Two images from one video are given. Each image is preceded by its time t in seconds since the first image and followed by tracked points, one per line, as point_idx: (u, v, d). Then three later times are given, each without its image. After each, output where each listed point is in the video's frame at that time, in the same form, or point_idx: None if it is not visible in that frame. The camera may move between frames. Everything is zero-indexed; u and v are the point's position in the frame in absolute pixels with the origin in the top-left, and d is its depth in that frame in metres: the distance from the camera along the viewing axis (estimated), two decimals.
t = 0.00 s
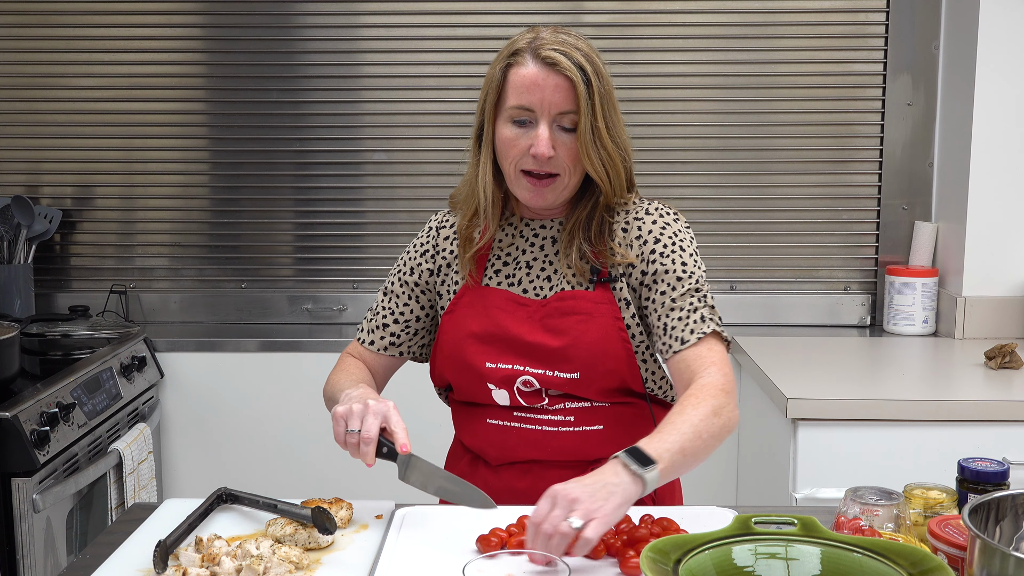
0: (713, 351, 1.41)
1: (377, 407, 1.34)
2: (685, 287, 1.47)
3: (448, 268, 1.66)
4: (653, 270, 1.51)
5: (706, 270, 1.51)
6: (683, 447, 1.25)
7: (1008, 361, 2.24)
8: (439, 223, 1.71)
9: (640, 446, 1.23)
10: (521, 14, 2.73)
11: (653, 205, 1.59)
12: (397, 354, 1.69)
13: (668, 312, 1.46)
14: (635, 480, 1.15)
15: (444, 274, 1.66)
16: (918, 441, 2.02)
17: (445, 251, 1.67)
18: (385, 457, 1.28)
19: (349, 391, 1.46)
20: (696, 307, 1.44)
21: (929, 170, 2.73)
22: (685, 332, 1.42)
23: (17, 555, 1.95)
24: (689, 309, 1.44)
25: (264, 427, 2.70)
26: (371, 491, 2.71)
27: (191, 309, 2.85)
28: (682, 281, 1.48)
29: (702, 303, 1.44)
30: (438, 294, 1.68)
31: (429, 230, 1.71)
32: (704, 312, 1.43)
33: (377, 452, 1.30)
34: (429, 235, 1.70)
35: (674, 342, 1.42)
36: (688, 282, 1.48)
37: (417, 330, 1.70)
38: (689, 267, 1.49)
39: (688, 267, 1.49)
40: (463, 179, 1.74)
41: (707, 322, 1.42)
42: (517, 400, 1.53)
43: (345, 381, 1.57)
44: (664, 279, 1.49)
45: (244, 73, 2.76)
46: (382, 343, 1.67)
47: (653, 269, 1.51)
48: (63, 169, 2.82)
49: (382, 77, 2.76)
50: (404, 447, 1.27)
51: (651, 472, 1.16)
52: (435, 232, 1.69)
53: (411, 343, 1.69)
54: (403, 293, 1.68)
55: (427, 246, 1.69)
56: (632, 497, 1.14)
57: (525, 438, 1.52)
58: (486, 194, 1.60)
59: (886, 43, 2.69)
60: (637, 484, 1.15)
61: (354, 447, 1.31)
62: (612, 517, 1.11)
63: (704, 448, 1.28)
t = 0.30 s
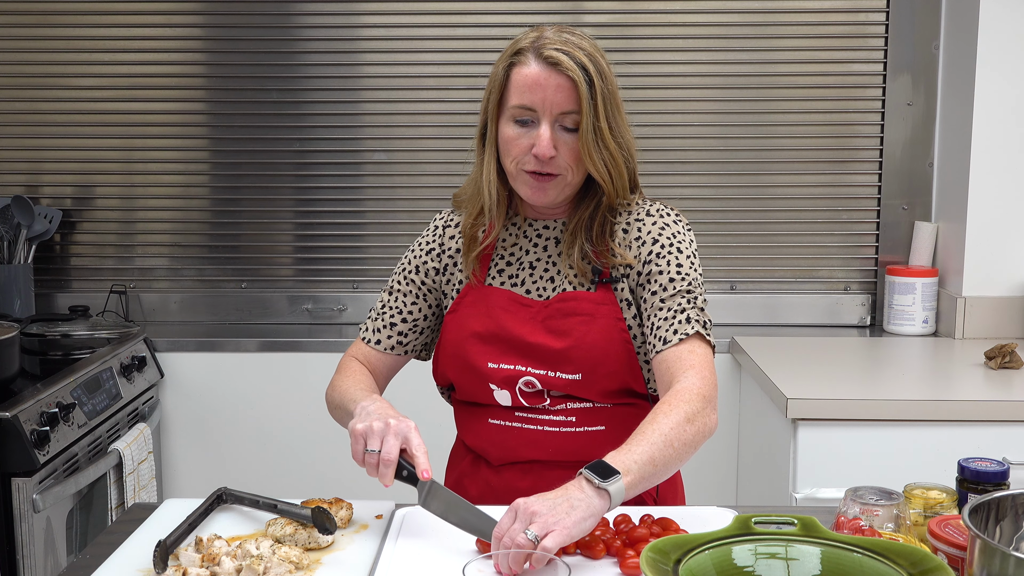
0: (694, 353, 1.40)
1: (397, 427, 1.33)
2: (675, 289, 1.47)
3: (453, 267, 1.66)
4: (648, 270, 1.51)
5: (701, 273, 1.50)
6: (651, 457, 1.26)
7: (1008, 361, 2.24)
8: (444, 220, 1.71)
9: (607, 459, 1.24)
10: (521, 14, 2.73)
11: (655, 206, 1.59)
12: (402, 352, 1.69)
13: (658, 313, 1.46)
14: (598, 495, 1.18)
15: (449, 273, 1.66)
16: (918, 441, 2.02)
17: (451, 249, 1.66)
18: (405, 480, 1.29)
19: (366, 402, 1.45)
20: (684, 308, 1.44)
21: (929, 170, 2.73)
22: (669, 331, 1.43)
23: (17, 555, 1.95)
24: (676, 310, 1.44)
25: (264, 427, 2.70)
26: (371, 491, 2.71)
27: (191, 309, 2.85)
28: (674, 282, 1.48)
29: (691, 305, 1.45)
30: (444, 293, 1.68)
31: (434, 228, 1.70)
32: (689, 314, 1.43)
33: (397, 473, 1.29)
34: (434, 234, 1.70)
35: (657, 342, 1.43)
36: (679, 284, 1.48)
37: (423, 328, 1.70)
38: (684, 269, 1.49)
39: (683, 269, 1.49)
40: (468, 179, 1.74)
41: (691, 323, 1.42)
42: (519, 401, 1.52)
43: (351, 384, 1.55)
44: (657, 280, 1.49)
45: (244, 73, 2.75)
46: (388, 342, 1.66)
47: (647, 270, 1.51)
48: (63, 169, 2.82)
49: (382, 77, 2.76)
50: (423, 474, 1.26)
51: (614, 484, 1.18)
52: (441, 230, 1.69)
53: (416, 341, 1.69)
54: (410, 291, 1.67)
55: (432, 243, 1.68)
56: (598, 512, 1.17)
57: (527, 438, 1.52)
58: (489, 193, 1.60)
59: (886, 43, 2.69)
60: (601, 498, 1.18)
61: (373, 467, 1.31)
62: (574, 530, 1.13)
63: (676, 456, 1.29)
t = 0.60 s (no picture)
0: (695, 354, 1.40)
1: (403, 429, 1.33)
2: (678, 289, 1.47)
3: (456, 268, 1.66)
4: (651, 270, 1.51)
5: (704, 273, 1.50)
6: (650, 458, 1.26)
7: (1008, 361, 2.24)
8: (447, 221, 1.71)
9: (606, 460, 1.25)
10: (522, 14, 2.73)
11: (658, 206, 1.59)
12: (404, 353, 1.69)
13: (660, 313, 1.46)
14: (597, 495, 1.18)
15: (451, 274, 1.66)
16: (918, 441, 2.02)
17: (453, 249, 1.66)
18: (410, 483, 1.27)
19: (373, 403, 1.45)
20: (686, 309, 1.44)
21: (929, 170, 2.73)
22: (670, 332, 1.42)
23: (16, 555, 1.95)
24: (678, 310, 1.44)
25: (265, 427, 2.70)
26: (371, 491, 2.71)
27: (191, 309, 2.85)
28: (677, 282, 1.48)
29: (693, 305, 1.44)
30: (446, 294, 1.68)
31: (436, 229, 1.70)
32: (692, 314, 1.43)
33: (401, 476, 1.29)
34: (436, 234, 1.69)
35: (658, 343, 1.43)
36: (682, 283, 1.48)
37: (425, 329, 1.70)
38: (687, 270, 1.49)
39: (686, 269, 1.49)
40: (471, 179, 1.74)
41: (693, 323, 1.42)
42: (522, 401, 1.52)
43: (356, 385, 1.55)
44: (660, 280, 1.49)
45: (244, 73, 2.76)
46: (390, 343, 1.66)
47: (650, 270, 1.51)
48: (63, 169, 2.82)
49: (383, 77, 2.76)
50: (427, 478, 1.25)
51: (613, 484, 1.18)
52: (443, 231, 1.69)
53: (419, 342, 1.69)
54: (412, 292, 1.67)
55: (434, 244, 1.68)
56: (596, 512, 1.16)
57: (530, 439, 1.51)
58: (492, 193, 1.60)
59: (886, 43, 2.69)
60: (600, 498, 1.18)
61: (378, 467, 1.31)
62: (573, 530, 1.13)
63: (675, 456, 1.29)
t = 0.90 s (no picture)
0: (696, 355, 1.40)
1: (400, 426, 1.33)
2: (681, 289, 1.47)
3: (458, 267, 1.66)
4: (653, 271, 1.51)
5: (706, 273, 1.50)
6: (650, 459, 1.26)
7: (1008, 361, 2.24)
8: (451, 220, 1.71)
9: (605, 460, 1.25)
10: (521, 14, 2.73)
11: (661, 207, 1.58)
12: (404, 351, 1.68)
13: (662, 314, 1.46)
14: (597, 496, 1.18)
15: (453, 273, 1.66)
16: (918, 441, 2.02)
17: (456, 249, 1.66)
18: (408, 482, 1.28)
19: (371, 400, 1.44)
20: (687, 309, 1.44)
21: (929, 170, 2.73)
22: (672, 332, 1.42)
23: (16, 555, 1.95)
24: (679, 311, 1.44)
25: (265, 427, 2.70)
26: (371, 491, 2.71)
27: (191, 309, 2.85)
28: (679, 283, 1.48)
29: (695, 306, 1.44)
30: (447, 293, 1.68)
31: (440, 228, 1.71)
32: (693, 314, 1.43)
33: (400, 474, 1.29)
34: (440, 233, 1.70)
35: (660, 343, 1.43)
36: (684, 284, 1.47)
37: (426, 327, 1.70)
38: (689, 270, 1.49)
39: (688, 269, 1.49)
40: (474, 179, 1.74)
41: (695, 324, 1.42)
42: (523, 401, 1.52)
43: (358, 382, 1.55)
44: (662, 280, 1.49)
45: (244, 73, 2.76)
46: (390, 340, 1.66)
47: (652, 270, 1.51)
48: (63, 169, 2.82)
49: (383, 77, 2.76)
50: (426, 477, 1.26)
51: (612, 485, 1.18)
52: (446, 230, 1.69)
53: (419, 340, 1.69)
54: (414, 290, 1.67)
55: (437, 243, 1.68)
56: (595, 512, 1.16)
57: (531, 439, 1.51)
58: (495, 193, 1.60)
59: (886, 43, 2.69)
60: (600, 498, 1.18)
61: (377, 465, 1.31)
62: (572, 530, 1.13)
63: (675, 457, 1.29)
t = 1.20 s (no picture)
0: (697, 356, 1.40)
1: (405, 425, 1.32)
2: (683, 290, 1.47)
3: (459, 265, 1.66)
4: (656, 272, 1.51)
5: (708, 275, 1.50)
6: (650, 460, 1.26)
7: (1008, 361, 2.24)
8: (454, 218, 1.70)
9: (606, 461, 1.24)
10: (521, 14, 2.73)
11: (663, 209, 1.59)
12: (402, 346, 1.69)
13: (664, 315, 1.46)
14: (597, 497, 1.18)
15: (455, 270, 1.67)
16: (918, 441, 2.02)
17: (458, 247, 1.67)
18: (415, 481, 1.29)
19: (373, 395, 1.43)
20: (689, 310, 1.44)
21: (929, 170, 2.73)
22: (673, 333, 1.43)
23: (16, 555, 1.95)
24: (681, 312, 1.44)
25: (265, 427, 2.70)
26: (370, 491, 2.71)
27: (191, 309, 2.85)
28: (681, 284, 1.48)
29: (697, 307, 1.44)
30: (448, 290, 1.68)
31: (442, 224, 1.71)
32: (695, 316, 1.43)
33: (406, 473, 1.30)
34: (442, 229, 1.70)
35: (661, 343, 1.44)
36: (686, 285, 1.47)
37: (426, 323, 1.70)
38: (691, 271, 1.49)
39: (690, 271, 1.49)
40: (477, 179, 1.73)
41: (696, 325, 1.42)
42: (524, 401, 1.52)
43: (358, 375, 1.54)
44: (664, 281, 1.49)
45: (244, 73, 2.75)
46: (391, 334, 1.66)
47: (655, 271, 1.52)
48: (63, 169, 2.82)
49: (383, 77, 2.76)
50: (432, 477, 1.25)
51: (613, 486, 1.18)
52: (449, 227, 1.69)
53: (419, 336, 1.69)
54: (416, 285, 1.67)
55: (440, 239, 1.68)
56: (595, 514, 1.16)
57: (531, 439, 1.51)
58: (498, 193, 1.60)
59: (886, 43, 2.69)
60: (600, 500, 1.18)
61: (384, 465, 1.31)
62: (571, 530, 1.13)
63: (675, 458, 1.29)
